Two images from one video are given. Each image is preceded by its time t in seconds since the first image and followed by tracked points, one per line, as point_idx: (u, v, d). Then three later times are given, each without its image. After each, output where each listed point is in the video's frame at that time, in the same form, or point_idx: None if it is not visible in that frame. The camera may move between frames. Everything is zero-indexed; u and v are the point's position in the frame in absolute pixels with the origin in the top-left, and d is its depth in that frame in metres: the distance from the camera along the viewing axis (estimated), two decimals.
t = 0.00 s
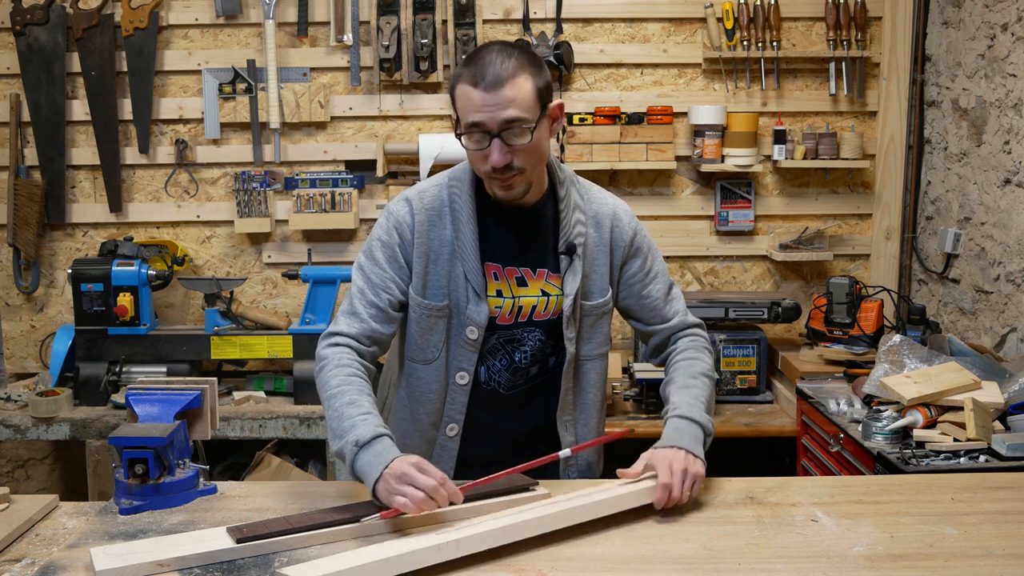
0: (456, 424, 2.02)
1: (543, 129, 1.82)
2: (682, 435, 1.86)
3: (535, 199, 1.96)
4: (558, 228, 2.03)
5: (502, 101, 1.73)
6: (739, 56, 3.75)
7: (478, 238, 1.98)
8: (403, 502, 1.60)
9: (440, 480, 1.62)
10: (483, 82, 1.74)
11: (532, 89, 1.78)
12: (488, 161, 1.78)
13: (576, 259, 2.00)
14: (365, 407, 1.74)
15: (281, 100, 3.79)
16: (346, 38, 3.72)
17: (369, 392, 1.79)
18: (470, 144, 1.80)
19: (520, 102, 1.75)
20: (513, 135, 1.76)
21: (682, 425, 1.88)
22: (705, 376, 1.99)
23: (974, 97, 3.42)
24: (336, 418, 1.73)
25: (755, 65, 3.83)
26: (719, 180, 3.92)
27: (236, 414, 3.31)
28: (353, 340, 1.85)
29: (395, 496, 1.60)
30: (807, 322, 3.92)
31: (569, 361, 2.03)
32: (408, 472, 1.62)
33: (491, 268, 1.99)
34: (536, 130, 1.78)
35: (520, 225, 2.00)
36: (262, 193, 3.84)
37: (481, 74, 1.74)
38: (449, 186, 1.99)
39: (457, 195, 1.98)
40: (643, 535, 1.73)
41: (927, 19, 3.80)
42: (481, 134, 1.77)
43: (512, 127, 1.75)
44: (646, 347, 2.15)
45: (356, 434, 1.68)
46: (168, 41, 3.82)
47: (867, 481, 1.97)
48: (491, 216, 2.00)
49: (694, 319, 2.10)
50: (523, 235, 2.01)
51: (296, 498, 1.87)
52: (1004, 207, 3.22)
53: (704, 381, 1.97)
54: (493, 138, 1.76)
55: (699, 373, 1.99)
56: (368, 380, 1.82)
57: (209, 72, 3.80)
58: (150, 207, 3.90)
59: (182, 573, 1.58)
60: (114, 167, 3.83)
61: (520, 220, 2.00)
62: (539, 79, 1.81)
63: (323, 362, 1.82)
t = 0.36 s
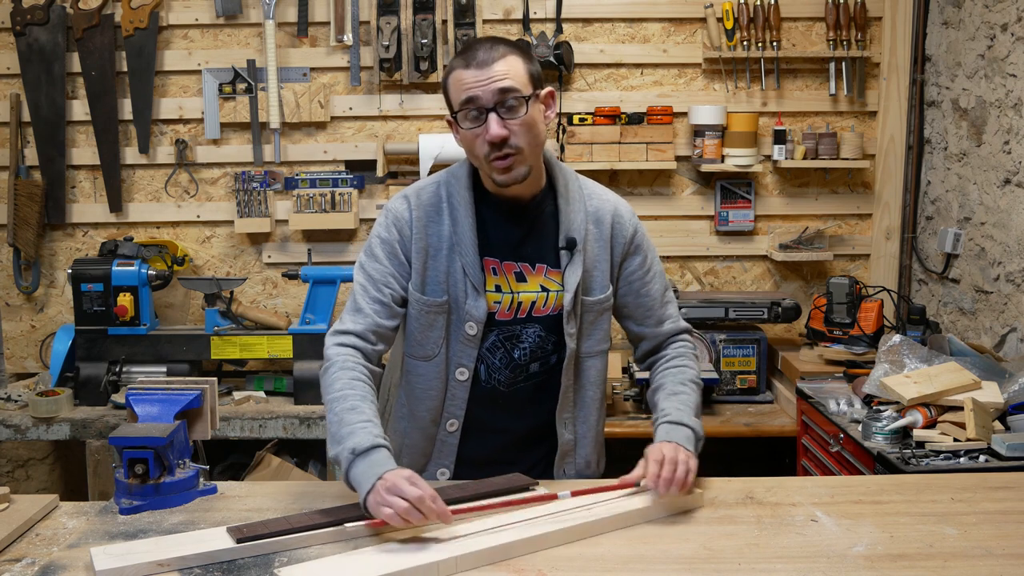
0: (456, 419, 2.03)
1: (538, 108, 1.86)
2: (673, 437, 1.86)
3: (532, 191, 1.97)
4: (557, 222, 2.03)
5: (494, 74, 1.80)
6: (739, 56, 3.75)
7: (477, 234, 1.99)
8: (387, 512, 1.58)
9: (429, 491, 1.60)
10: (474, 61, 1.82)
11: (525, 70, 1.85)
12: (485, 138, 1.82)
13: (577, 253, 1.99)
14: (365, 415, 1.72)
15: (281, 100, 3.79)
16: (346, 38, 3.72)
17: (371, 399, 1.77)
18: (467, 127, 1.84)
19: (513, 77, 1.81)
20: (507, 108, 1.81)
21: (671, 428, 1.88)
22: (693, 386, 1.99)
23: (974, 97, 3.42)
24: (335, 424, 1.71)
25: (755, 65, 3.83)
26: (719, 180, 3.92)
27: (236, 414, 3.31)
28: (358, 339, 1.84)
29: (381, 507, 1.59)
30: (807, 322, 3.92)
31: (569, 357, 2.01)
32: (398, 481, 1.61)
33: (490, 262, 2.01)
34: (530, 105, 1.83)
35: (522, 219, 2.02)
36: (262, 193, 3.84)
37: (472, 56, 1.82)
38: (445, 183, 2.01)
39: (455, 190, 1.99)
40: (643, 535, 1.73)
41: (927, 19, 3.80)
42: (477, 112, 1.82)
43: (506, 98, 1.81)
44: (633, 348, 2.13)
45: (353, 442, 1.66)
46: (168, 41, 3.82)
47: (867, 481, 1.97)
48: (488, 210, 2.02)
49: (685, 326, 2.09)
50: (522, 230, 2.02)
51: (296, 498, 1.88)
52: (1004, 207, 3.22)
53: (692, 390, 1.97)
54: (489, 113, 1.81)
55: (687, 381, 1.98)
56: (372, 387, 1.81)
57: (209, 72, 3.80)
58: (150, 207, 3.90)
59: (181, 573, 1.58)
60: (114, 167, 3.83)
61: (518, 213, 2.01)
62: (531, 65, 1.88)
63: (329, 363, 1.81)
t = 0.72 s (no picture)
0: (455, 421, 2.02)
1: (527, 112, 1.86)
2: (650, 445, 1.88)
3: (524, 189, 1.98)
4: (549, 220, 2.03)
5: (486, 76, 1.79)
6: (739, 56, 3.75)
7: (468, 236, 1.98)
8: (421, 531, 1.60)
9: (464, 509, 1.63)
10: (466, 62, 1.81)
11: (515, 72, 1.84)
12: (474, 138, 1.81)
13: (567, 251, 2.01)
14: (385, 428, 1.73)
15: (281, 100, 3.79)
16: (346, 38, 3.72)
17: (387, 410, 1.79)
18: (456, 126, 1.83)
19: (504, 79, 1.81)
20: (497, 110, 1.81)
21: (648, 437, 1.90)
22: (665, 396, 2.02)
23: (974, 97, 3.42)
24: (353, 437, 1.73)
25: (755, 65, 3.83)
26: (719, 180, 3.92)
27: (236, 414, 3.31)
28: (365, 351, 1.85)
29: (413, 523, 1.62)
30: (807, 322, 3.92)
31: (561, 354, 2.02)
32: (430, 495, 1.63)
33: (481, 264, 1.99)
34: (520, 108, 1.83)
35: (512, 223, 2.01)
36: (262, 193, 3.85)
37: (465, 55, 1.82)
38: (435, 187, 1.99)
39: (443, 193, 1.98)
40: (643, 535, 1.73)
41: (927, 19, 3.80)
42: (466, 111, 1.82)
43: (496, 100, 1.80)
44: (605, 348, 2.15)
45: (376, 456, 1.68)
46: (168, 41, 3.82)
47: (867, 481, 1.97)
48: (480, 212, 2.00)
49: (660, 333, 2.11)
50: (513, 230, 2.01)
51: (296, 498, 1.87)
52: (1004, 207, 3.22)
53: (664, 401, 2.00)
54: (479, 114, 1.81)
55: (660, 392, 2.01)
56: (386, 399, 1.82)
57: (209, 72, 3.80)
58: (150, 207, 3.90)
59: (181, 573, 1.58)
60: (114, 167, 3.83)
61: (506, 215, 2.00)
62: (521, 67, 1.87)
63: (339, 377, 1.82)
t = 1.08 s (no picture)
0: (453, 425, 2.03)
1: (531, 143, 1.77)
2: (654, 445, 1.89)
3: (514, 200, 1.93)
4: (542, 222, 2.02)
5: (496, 119, 1.68)
6: (739, 56, 3.75)
7: (462, 239, 1.97)
8: (376, 538, 1.55)
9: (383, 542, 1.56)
10: (478, 97, 1.68)
11: (526, 106, 1.73)
12: (475, 174, 1.74)
13: (562, 253, 2.00)
14: (343, 428, 1.70)
15: (281, 100, 3.79)
16: (346, 38, 3.72)
17: (356, 411, 1.76)
18: (457, 154, 1.74)
19: (514, 119, 1.70)
20: (503, 152, 1.72)
21: (651, 439, 1.91)
22: (657, 400, 2.03)
23: (974, 97, 3.42)
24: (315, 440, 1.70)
25: (755, 65, 3.83)
26: (719, 180, 3.92)
27: (235, 414, 3.31)
28: (347, 353, 1.84)
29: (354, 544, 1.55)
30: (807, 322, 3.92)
31: (557, 356, 2.02)
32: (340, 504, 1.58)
33: (476, 266, 1.99)
34: (527, 149, 1.74)
35: (500, 227, 1.99)
36: (262, 193, 3.85)
37: (477, 88, 1.67)
38: (429, 188, 1.97)
39: (437, 196, 1.96)
40: (643, 535, 1.73)
41: (927, 19, 3.80)
42: (470, 147, 1.72)
43: (504, 143, 1.71)
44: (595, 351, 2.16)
45: (318, 458, 1.65)
46: (168, 41, 3.82)
47: (867, 481, 1.97)
48: (473, 215, 1.99)
49: (646, 335, 2.13)
50: (507, 233, 2.00)
51: (296, 498, 1.88)
52: (1004, 207, 3.22)
53: (656, 404, 2.02)
54: (483, 153, 1.71)
55: (653, 395, 2.03)
56: (364, 395, 1.81)
57: (209, 72, 3.80)
58: (150, 207, 3.90)
59: (181, 573, 1.58)
60: (114, 167, 3.83)
61: (499, 220, 1.99)
62: (531, 94, 1.75)
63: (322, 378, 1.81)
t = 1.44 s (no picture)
0: (448, 426, 2.02)
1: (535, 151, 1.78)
2: (662, 433, 1.92)
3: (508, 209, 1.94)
4: (541, 223, 2.03)
5: (503, 129, 1.68)
6: (739, 56, 3.75)
7: (459, 240, 1.97)
8: (377, 545, 1.54)
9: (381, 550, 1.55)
10: (486, 107, 1.67)
11: (531, 114, 1.73)
12: (480, 182, 1.75)
13: (560, 255, 2.01)
14: (343, 433, 1.69)
15: (281, 100, 3.79)
16: (346, 38, 3.72)
17: (353, 415, 1.75)
18: (463, 162, 1.74)
19: (519, 129, 1.70)
20: (510, 161, 1.72)
21: (661, 425, 1.95)
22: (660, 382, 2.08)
23: (974, 97, 3.42)
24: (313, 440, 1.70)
25: (755, 65, 3.83)
26: (719, 180, 3.92)
27: (236, 414, 3.31)
28: (342, 354, 1.83)
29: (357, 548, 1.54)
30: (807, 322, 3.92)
31: (555, 358, 2.03)
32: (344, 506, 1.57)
33: (472, 268, 1.98)
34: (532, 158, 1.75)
35: (499, 229, 2.00)
36: (262, 193, 3.85)
37: (484, 98, 1.67)
38: (426, 190, 1.97)
39: (435, 197, 1.96)
40: (643, 535, 1.73)
41: (927, 19, 3.80)
42: (476, 156, 1.72)
43: (510, 154, 1.71)
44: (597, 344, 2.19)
45: (321, 460, 1.64)
46: (168, 41, 3.82)
47: (867, 480, 1.97)
48: (471, 218, 1.99)
49: (645, 328, 2.16)
50: (505, 235, 2.00)
51: (296, 498, 1.88)
52: (1004, 207, 3.22)
53: (660, 387, 2.06)
54: (490, 163, 1.71)
55: (655, 378, 2.07)
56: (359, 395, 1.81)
57: (209, 71, 3.80)
58: (150, 207, 3.90)
59: (182, 573, 1.58)
60: (114, 167, 3.83)
61: (499, 224, 1.99)
62: (535, 101, 1.74)
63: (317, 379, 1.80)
